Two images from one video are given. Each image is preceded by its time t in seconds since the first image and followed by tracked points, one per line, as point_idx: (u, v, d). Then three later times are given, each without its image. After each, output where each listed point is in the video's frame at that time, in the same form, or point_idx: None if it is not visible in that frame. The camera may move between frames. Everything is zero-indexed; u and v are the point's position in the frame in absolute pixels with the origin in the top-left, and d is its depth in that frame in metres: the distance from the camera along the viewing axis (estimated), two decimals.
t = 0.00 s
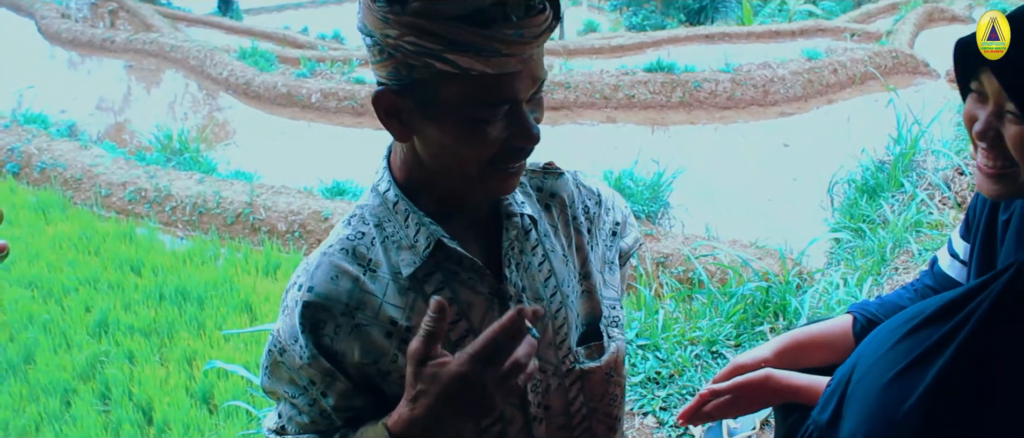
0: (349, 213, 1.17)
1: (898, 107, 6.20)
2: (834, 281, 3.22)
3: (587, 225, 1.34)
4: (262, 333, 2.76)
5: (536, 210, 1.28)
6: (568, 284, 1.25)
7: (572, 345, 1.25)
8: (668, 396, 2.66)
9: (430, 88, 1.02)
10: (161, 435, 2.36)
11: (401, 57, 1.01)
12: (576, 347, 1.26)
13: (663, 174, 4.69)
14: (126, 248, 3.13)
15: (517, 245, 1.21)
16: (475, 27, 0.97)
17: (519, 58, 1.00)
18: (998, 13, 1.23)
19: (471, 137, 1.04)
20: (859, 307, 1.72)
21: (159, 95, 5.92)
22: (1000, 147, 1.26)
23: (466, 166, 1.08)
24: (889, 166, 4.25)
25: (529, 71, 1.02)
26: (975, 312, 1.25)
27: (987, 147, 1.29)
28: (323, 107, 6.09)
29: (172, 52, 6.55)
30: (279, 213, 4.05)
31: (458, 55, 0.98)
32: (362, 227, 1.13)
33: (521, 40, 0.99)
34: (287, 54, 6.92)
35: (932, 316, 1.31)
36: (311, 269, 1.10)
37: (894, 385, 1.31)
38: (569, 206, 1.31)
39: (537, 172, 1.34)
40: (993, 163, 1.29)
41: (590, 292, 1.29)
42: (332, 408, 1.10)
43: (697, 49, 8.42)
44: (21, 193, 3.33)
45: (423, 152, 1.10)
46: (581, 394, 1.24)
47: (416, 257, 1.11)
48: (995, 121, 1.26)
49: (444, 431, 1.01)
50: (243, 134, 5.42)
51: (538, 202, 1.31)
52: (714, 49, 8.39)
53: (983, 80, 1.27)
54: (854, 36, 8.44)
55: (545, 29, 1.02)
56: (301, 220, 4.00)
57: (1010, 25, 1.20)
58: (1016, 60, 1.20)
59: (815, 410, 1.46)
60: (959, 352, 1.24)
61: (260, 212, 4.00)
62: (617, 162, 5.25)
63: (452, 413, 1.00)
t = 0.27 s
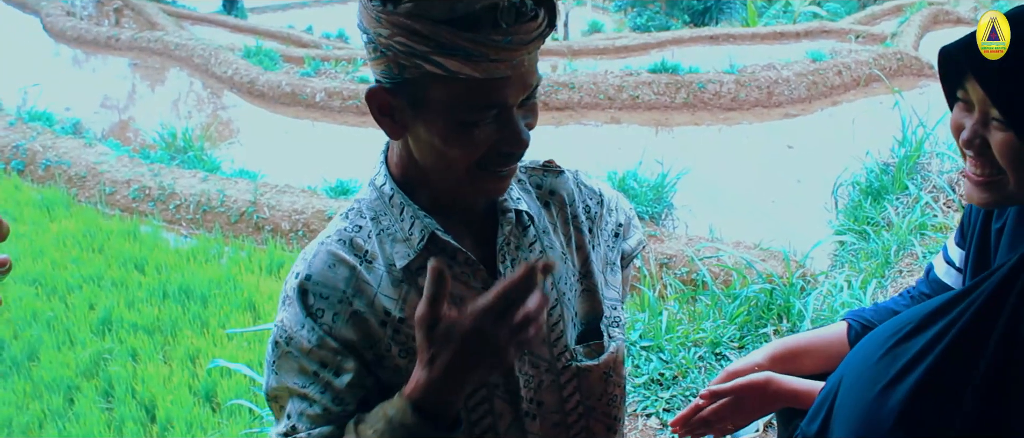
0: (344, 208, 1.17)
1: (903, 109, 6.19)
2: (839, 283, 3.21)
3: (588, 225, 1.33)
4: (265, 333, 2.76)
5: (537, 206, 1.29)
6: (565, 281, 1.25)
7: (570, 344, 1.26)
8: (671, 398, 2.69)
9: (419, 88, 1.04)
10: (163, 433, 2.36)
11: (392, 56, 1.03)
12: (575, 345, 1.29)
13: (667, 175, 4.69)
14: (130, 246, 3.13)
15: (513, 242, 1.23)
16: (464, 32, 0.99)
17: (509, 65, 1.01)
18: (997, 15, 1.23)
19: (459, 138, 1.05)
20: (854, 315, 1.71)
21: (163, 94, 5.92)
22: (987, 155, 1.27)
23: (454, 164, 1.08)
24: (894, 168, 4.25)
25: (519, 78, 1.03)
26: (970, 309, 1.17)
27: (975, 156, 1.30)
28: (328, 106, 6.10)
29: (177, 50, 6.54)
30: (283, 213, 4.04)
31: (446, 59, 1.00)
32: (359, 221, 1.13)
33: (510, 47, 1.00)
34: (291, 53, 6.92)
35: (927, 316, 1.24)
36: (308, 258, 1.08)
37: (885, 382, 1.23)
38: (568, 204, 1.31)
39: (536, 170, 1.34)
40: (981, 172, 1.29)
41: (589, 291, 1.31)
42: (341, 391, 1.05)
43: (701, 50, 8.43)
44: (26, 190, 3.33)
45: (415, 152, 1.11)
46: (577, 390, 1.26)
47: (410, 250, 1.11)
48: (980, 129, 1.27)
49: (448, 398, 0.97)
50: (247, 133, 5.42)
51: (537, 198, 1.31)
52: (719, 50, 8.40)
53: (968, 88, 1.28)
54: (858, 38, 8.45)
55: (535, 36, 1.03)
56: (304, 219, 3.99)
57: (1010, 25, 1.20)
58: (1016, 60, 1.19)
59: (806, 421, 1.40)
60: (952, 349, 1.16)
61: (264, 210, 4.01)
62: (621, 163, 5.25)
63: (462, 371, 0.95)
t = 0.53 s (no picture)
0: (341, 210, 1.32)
1: (907, 110, 6.19)
2: (843, 285, 3.22)
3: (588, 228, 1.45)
4: (269, 334, 2.76)
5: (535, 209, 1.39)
6: (563, 285, 1.37)
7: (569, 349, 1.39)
8: (675, 399, 2.75)
9: (407, 91, 1.16)
10: (167, 434, 2.38)
11: (381, 58, 1.15)
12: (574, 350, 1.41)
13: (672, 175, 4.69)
14: (134, 247, 3.12)
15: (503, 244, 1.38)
16: (447, 40, 1.10)
17: (494, 72, 1.13)
18: (996, 13, 1.33)
19: (445, 143, 1.17)
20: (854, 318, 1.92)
21: (168, 95, 5.92)
22: (993, 165, 1.37)
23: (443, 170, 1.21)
24: (898, 169, 4.24)
25: (504, 86, 1.15)
26: (976, 307, 1.31)
27: (981, 167, 1.40)
28: (332, 107, 6.12)
29: (182, 51, 6.54)
30: (287, 213, 4.09)
31: (432, 64, 1.12)
32: (358, 220, 1.28)
33: (495, 55, 1.11)
34: (295, 54, 6.91)
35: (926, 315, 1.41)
36: (314, 255, 1.23)
37: (897, 373, 1.38)
38: (566, 207, 1.42)
39: (535, 171, 1.45)
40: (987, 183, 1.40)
41: (588, 294, 1.44)
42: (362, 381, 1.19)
43: (705, 52, 8.44)
44: (30, 190, 3.32)
45: (405, 154, 1.24)
46: (573, 390, 1.40)
47: (409, 249, 1.26)
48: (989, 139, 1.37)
49: (469, 345, 1.13)
50: (252, 134, 5.44)
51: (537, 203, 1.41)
52: (723, 52, 8.40)
53: (975, 99, 1.39)
54: (863, 39, 8.44)
55: (521, 46, 1.14)
56: (309, 220, 4.05)
57: (1011, 25, 1.31)
58: (1016, 58, 1.30)
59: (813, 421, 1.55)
60: (954, 345, 1.31)
61: (269, 212, 4.04)
62: (625, 164, 5.25)
63: (471, 310, 1.12)
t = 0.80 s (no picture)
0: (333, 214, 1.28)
1: (911, 111, 6.18)
2: (846, 286, 3.21)
3: (582, 237, 1.41)
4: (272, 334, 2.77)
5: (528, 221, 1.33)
6: (553, 298, 1.34)
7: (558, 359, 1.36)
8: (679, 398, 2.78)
9: (406, 108, 1.09)
10: (171, 435, 2.38)
11: (380, 75, 1.08)
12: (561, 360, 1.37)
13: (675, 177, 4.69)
14: (138, 248, 3.13)
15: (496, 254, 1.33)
16: (449, 63, 1.02)
17: (497, 96, 1.06)
18: (996, 14, 1.38)
19: (441, 164, 1.11)
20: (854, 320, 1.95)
21: (171, 96, 5.93)
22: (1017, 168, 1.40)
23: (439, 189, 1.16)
24: (902, 170, 4.23)
25: (506, 110, 1.08)
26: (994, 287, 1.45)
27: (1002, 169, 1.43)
28: (335, 109, 6.13)
29: (185, 52, 6.55)
30: (291, 214, 4.08)
31: (432, 86, 1.04)
32: (347, 230, 1.24)
33: (498, 81, 1.04)
34: (298, 54, 6.91)
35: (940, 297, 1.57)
36: (301, 266, 1.20)
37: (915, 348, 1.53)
38: (563, 221, 1.36)
39: (531, 181, 1.36)
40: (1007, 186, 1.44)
41: (580, 304, 1.40)
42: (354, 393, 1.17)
43: (708, 53, 8.43)
44: (34, 192, 3.33)
45: (398, 168, 1.19)
46: (560, 401, 1.38)
47: (397, 263, 1.22)
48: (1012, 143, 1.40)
49: (464, 359, 1.08)
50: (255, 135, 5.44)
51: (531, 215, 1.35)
52: (726, 53, 8.41)
53: (1002, 101, 1.41)
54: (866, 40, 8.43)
55: (524, 70, 1.07)
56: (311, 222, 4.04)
57: (1010, 26, 1.37)
58: None
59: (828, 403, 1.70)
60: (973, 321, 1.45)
61: (272, 213, 4.03)
62: (629, 165, 5.25)
63: (464, 330, 1.07)
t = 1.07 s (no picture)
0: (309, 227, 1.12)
1: (914, 113, 6.17)
2: (848, 289, 3.21)
3: (568, 255, 1.23)
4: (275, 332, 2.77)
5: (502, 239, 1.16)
6: (531, 321, 1.17)
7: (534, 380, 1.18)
8: (680, 402, 2.79)
9: (365, 129, 0.91)
10: (171, 433, 2.38)
11: (337, 93, 0.91)
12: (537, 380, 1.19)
13: (677, 178, 4.69)
14: (140, 246, 3.12)
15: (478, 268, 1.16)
16: (405, 81, 0.85)
17: (464, 115, 0.89)
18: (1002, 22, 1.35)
19: (407, 185, 0.96)
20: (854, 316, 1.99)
21: (174, 93, 5.93)
22: None
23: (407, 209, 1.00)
24: (904, 173, 4.23)
25: (472, 130, 0.91)
26: None
27: None
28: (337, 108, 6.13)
29: (188, 51, 6.55)
30: (292, 214, 4.06)
31: (392, 106, 0.88)
32: (318, 245, 1.08)
33: (462, 100, 0.87)
34: (301, 54, 6.91)
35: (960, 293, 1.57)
36: (270, 280, 1.05)
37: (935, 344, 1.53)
38: (546, 240, 1.19)
39: (511, 200, 1.18)
40: None
41: (563, 326, 1.22)
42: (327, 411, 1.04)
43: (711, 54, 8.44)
44: (37, 190, 3.33)
45: (365, 190, 1.02)
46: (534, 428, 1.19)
47: (365, 283, 1.04)
48: None
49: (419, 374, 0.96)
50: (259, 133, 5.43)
51: (513, 233, 1.18)
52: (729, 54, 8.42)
53: None
54: (869, 42, 8.44)
55: (491, 88, 0.89)
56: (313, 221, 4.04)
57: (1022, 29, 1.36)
58: None
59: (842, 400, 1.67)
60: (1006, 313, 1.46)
61: (274, 212, 4.03)
62: (631, 166, 5.25)
63: (419, 342, 0.94)
